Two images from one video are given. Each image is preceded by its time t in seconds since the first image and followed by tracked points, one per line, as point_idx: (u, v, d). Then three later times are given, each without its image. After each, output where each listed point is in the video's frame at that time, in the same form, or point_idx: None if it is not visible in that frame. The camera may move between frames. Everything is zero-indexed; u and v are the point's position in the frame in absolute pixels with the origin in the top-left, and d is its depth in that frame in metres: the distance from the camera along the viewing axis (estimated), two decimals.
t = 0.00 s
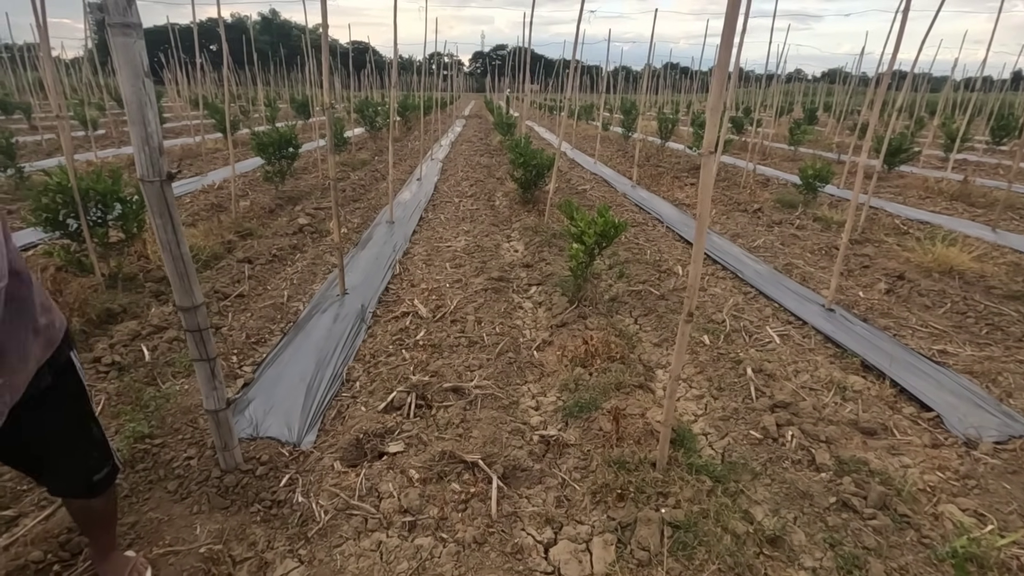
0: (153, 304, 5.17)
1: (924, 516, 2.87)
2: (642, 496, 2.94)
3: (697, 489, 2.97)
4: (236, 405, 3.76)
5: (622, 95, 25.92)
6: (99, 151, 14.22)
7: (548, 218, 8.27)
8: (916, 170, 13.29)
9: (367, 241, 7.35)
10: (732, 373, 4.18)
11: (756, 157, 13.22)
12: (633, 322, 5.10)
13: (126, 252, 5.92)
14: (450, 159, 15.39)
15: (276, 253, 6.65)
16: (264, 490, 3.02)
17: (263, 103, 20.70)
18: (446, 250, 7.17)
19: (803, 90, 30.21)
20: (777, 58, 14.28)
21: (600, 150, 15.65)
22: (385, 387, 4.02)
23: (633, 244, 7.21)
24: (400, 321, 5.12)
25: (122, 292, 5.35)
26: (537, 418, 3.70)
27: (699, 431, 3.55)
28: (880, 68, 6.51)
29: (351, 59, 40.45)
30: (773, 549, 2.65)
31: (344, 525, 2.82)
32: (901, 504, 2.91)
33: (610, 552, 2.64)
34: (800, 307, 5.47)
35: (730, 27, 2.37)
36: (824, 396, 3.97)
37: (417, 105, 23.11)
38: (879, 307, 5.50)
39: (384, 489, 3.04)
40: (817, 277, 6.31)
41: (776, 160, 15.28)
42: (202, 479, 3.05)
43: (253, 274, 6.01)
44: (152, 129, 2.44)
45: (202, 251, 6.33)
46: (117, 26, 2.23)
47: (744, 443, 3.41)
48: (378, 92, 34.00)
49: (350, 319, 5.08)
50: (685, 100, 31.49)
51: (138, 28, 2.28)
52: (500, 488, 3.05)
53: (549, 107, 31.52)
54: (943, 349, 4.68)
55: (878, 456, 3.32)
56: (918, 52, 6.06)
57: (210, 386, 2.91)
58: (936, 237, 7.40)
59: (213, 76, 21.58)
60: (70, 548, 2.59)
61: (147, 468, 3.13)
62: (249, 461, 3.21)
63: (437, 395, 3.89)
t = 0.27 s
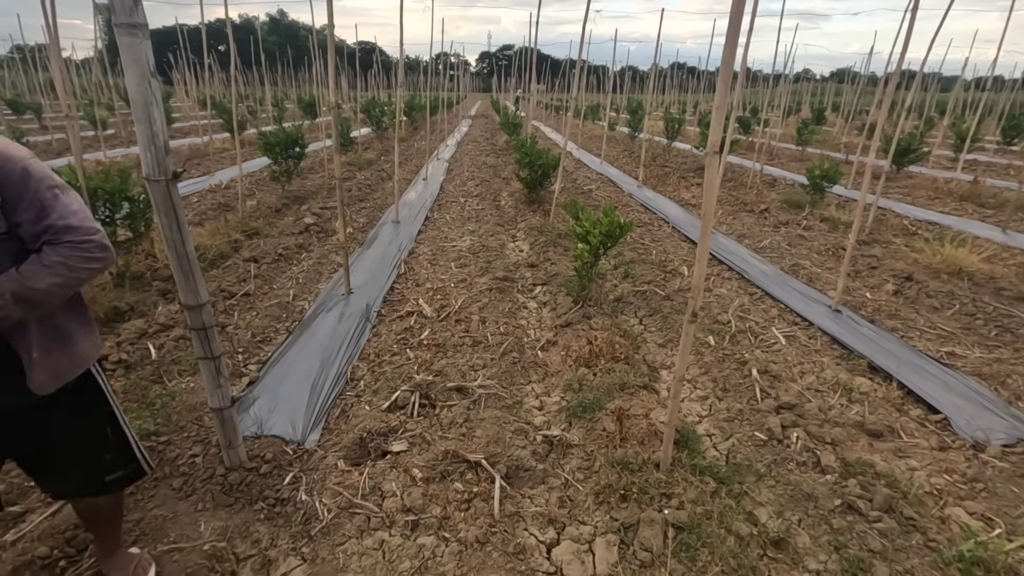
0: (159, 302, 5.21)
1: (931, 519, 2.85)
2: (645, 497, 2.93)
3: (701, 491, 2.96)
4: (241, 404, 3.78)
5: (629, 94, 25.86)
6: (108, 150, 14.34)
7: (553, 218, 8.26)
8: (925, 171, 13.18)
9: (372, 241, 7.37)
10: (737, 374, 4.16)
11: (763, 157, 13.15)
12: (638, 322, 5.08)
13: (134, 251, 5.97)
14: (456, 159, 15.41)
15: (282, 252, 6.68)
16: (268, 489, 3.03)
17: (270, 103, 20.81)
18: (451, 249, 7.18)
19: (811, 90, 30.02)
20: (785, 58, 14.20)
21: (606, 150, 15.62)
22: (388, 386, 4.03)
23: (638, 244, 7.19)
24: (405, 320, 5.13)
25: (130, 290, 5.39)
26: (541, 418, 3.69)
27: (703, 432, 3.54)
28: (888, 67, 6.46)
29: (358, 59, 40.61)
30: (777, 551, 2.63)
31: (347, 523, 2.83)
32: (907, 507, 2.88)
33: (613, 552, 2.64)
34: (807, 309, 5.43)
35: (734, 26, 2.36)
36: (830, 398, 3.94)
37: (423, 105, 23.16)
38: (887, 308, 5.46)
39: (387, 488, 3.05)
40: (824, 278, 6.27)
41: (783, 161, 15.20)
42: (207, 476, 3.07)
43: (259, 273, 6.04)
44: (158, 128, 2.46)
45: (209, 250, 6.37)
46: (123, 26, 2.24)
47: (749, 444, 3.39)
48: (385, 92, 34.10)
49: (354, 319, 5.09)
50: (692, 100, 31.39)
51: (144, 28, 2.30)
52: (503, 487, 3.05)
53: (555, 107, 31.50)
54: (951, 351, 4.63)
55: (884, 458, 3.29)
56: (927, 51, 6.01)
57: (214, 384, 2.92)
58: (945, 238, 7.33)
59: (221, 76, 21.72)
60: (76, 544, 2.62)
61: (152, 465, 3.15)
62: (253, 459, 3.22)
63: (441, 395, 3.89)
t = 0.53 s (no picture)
0: (168, 302, 5.25)
1: (941, 524, 2.82)
2: (652, 500, 2.92)
3: (708, 494, 2.95)
4: (249, 404, 3.80)
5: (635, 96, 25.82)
6: (118, 151, 14.47)
7: (559, 220, 8.26)
8: (934, 173, 13.08)
9: (379, 242, 7.39)
10: (744, 377, 4.14)
11: (771, 159, 13.09)
12: (644, 324, 5.07)
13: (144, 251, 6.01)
14: (462, 160, 15.44)
15: (290, 253, 6.71)
16: (275, 489, 3.04)
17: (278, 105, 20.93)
18: (457, 251, 7.19)
19: (819, 92, 29.86)
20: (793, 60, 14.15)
21: (612, 152, 15.60)
22: (395, 387, 4.04)
23: (645, 246, 7.17)
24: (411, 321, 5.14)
25: (139, 291, 5.43)
26: (548, 420, 3.69)
27: (711, 435, 3.52)
28: (898, 69, 6.41)
29: (365, 61, 40.80)
30: (785, 555, 2.62)
31: (354, 524, 2.83)
32: (917, 512, 2.86)
33: (620, 555, 2.63)
34: (815, 311, 5.40)
35: (744, 28, 2.35)
36: (839, 401, 3.91)
37: (430, 107, 23.24)
38: (896, 311, 5.42)
39: (393, 489, 3.05)
40: (832, 281, 6.23)
41: (790, 163, 15.14)
42: (215, 476, 3.08)
43: (266, 274, 6.07)
44: (168, 130, 2.48)
45: (217, 251, 6.41)
46: (135, 28, 2.26)
47: (757, 448, 3.37)
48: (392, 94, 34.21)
49: (361, 319, 5.11)
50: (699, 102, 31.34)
51: (156, 30, 2.32)
52: (510, 489, 3.04)
53: (562, 108, 31.50)
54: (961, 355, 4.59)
55: (894, 462, 3.27)
56: (937, 53, 5.97)
57: (222, 385, 2.94)
58: (955, 241, 7.27)
59: (229, 78, 21.88)
60: (85, 543, 2.63)
61: (161, 464, 3.17)
62: (261, 459, 3.24)
63: (447, 396, 3.89)
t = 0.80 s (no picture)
0: (173, 303, 5.25)
1: (949, 528, 2.81)
2: (657, 503, 2.91)
3: (714, 497, 2.94)
4: (254, 405, 3.80)
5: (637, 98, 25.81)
6: (121, 153, 14.51)
7: (563, 222, 8.25)
8: (938, 175, 13.05)
9: (382, 244, 7.40)
10: (749, 379, 4.12)
11: (774, 161, 13.07)
12: (648, 326, 5.06)
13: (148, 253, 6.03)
14: (464, 162, 15.45)
15: (293, 255, 6.71)
16: (280, 490, 3.04)
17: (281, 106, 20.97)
18: (460, 252, 7.19)
19: (822, 93, 29.81)
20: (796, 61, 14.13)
21: (615, 153, 15.59)
22: (400, 389, 4.04)
23: (648, 248, 7.16)
24: (415, 323, 5.15)
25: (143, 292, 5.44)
26: (552, 422, 3.69)
27: (716, 437, 3.51)
28: (904, 70, 6.39)
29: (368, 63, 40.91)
30: (792, 558, 2.61)
31: (359, 526, 2.83)
32: (925, 515, 2.84)
33: (626, 558, 2.62)
34: (819, 313, 5.39)
35: (751, 29, 2.35)
36: (844, 404, 3.89)
37: (432, 109, 23.27)
38: (901, 313, 5.40)
39: (398, 491, 3.05)
40: (836, 283, 6.22)
41: (793, 164, 15.11)
42: (220, 477, 3.09)
43: (270, 275, 6.08)
44: (175, 131, 2.48)
45: (221, 252, 6.42)
46: (143, 30, 2.26)
47: (762, 450, 3.36)
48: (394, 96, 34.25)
49: (365, 321, 5.11)
50: (701, 104, 31.34)
51: (163, 32, 2.32)
52: (515, 491, 3.04)
53: (564, 110, 31.52)
54: (967, 358, 4.57)
55: (901, 466, 3.25)
56: (942, 54, 5.96)
57: (228, 386, 2.94)
58: (960, 243, 7.25)
59: (232, 80, 21.92)
60: (91, 544, 2.64)
61: (167, 465, 3.18)
62: (266, 460, 3.24)
63: (452, 398, 3.89)
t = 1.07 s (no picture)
0: (170, 307, 5.24)
1: (949, 532, 2.81)
2: (657, 507, 2.91)
3: (713, 501, 2.93)
4: (252, 410, 3.79)
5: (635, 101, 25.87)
6: (119, 156, 14.49)
7: (561, 225, 8.26)
8: (935, 177, 13.09)
9: (381, 247, 7.39)
10: (748, 383, 4.12)
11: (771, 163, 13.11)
12: (647, 330, 5.06)
13: (145, 256, 6.01)
14: (463, 165, 15.46)
15: (291, 258, 6.70)
16: (279, 496, 3.03)
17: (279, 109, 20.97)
18: (459, 256, 7.19)
19: (818, 96, 29.93)
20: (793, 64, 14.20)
21: (613, 156, 15.62)
22: (398, 393, 4.03)
23: (647, 251, 7.17)
24: (414, 326, 5.14)
25: (140, 296, 5.43)
26: (551, 426, 3.68)
27: (715, 441, 3.51)
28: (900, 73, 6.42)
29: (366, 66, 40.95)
30: (792, 562, 2.60)
31: (358, 531, 2.82)
32: (924, 519, 2.84)
33: (625, 563, 2.61)
34: (818, 316, 5.40)
35: (750, 33, 2.35)
36: (843, 407, 3.90)
37: (431, 111, 23.29)
38: (899, 316, 5.41)
39: (397, 496, 3.04)
40: (834, 286, 6.23)
41: (791, 167, 15.15)
42: (218, 483, 3.07)
43: (268, 279, 6.07)
44: (173, 136, 2.48)
45: (219, 256, 6.41)
46: (141, 35, 2.26)
47: (761, 454, 3.36)
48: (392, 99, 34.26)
49: (363, 324, 5.10)
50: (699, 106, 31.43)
51: (162, 37, 2.32)
52: (514, 496, 3.03)
53: (562, 113, 31.58)
54: (965, 360, 4.58)
55: (900, 469, 3.25)
56: (939, 57, 5.99)
57: (226, 391, 2.93)
58: (957, 246, 7.27)
59: (230, 82, 21.91)
60: (87, 551, 2.62)
61: (164, 471, 3.16)
62: (264, 466, 3.22)
63: (451, 402, 3.89)
